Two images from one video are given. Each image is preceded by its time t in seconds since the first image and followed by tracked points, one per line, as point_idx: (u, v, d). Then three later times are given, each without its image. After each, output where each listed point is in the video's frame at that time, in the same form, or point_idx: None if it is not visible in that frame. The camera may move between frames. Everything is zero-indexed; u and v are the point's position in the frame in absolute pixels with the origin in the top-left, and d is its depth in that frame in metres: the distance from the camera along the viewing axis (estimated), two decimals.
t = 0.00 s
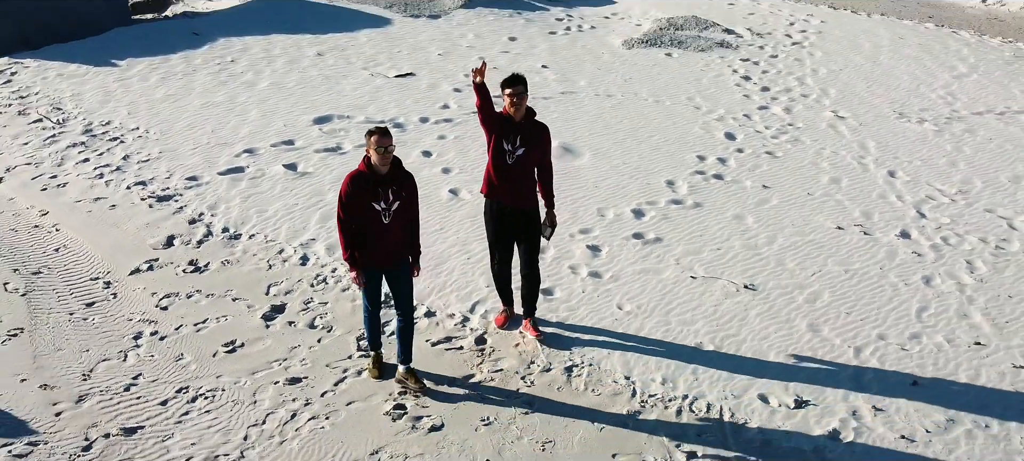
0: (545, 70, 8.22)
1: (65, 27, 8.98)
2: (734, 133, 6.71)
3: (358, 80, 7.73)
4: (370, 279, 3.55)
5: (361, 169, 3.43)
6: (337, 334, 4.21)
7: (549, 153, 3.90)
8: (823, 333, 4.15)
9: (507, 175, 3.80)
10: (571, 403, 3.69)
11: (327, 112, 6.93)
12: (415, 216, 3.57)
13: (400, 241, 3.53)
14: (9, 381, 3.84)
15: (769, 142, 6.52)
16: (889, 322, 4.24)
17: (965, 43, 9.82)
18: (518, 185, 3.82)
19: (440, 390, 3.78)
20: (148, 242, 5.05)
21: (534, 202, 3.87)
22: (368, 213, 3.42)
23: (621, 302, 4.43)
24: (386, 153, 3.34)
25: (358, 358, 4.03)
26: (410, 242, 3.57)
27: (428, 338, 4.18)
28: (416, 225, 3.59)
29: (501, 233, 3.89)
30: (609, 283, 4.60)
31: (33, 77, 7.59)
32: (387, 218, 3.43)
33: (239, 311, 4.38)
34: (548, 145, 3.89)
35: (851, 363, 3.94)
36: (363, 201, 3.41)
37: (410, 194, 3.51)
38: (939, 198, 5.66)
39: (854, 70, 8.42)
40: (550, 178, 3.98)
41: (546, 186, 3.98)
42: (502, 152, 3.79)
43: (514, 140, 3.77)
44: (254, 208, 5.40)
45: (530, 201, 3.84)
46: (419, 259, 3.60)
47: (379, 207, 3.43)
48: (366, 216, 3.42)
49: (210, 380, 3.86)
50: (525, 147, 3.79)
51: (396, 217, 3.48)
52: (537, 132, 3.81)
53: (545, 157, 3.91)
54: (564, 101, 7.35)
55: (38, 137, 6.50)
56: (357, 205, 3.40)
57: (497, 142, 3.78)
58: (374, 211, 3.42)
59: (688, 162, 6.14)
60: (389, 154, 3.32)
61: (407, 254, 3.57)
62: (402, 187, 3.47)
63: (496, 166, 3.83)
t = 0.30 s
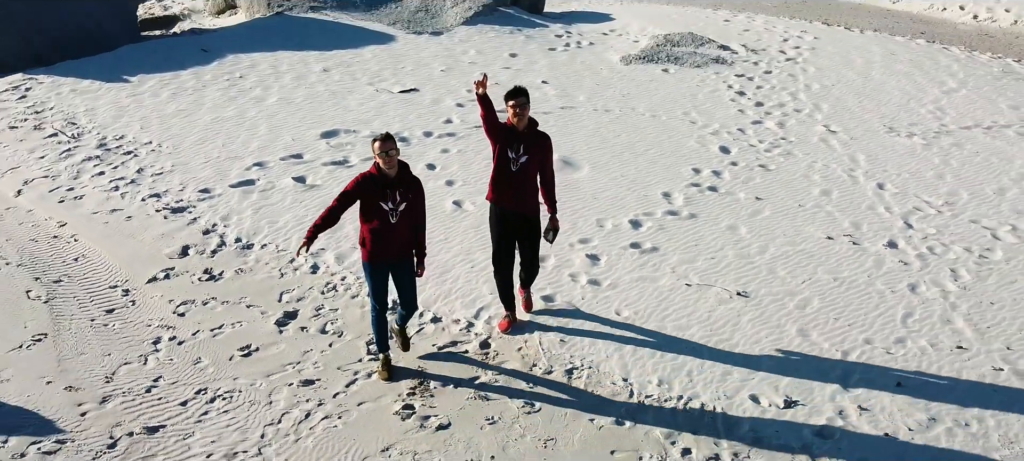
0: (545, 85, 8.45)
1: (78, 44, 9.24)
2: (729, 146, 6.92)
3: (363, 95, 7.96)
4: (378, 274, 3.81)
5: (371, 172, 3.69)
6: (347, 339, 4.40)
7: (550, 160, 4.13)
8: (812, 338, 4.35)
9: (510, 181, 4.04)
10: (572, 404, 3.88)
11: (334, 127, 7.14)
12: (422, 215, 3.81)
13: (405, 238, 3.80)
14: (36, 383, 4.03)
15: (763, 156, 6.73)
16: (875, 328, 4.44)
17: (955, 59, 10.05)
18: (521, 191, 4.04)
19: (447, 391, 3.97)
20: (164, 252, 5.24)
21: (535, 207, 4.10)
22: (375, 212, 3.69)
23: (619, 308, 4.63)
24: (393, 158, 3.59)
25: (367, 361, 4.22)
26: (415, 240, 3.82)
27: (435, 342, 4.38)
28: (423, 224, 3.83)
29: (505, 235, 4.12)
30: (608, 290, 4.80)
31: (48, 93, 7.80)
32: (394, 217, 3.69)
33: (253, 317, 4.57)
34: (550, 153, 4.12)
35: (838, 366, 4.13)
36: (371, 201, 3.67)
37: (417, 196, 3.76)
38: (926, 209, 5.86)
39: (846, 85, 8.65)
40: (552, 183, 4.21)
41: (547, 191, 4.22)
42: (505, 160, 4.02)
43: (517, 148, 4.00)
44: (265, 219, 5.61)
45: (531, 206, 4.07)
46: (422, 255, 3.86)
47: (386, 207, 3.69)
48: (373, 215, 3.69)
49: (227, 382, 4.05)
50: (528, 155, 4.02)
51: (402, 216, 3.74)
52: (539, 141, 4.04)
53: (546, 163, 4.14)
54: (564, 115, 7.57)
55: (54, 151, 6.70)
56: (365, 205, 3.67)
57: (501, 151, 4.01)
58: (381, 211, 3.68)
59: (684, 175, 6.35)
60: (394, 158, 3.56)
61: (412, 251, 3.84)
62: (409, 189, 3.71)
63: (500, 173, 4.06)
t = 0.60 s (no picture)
0: (545, 100, 8.69)
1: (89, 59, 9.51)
2: (723, 160, 7.15)
3: (368, 110, 8.19)
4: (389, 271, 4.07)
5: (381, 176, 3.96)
6: (357, 343, 4.61)
7: (554, 166, 4.36)
8: (800, 342, 4.56)
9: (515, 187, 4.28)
10: (572, 404, 4.09)
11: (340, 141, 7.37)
12: (428, 216, 4.07)
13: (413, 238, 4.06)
14: (62, 385, 4.25)
15: (755, 169, 6.96)
16: (860, 332, 4.66)
17: (944, 74, 10.29)
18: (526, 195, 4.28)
19: (453, 392, 4.18)
20: (180, 261, 5.46)
21: (540, 210, 4.34)
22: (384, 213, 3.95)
23: (617, 313, 4.85)
24: (399, 164, 3.86)
25: (377, 364, 4.42)
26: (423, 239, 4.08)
27: (440, 347, 4.59)
28: (429, 224, 4.10)
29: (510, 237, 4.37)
30: (605, 297, 5.02)
31: (62, 108, 8.02)
32: (402, 219, 3.94)
33: (267, 323, 4.79)
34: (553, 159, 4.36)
35: (825, 368, 4.34)
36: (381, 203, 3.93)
37: (423, 198, 4.03)
38: (912, 220, 6.09)
39: (837, 100, 8.89)
40: (557, 187, 4.44)
41: (552, 194, 4.45)
42: (511, 167, 4.26)
43: (522, 155, 4.24)
44: (276, 230, 5.83)
45: (536, 209, 4.31)
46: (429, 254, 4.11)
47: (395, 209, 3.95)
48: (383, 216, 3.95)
49: (243, 384, 4.26)
50: (532, 162, 4.26)
51: (410, 217, 4.00)
52: (542, 148, 4.29)
53: (550, 169, 4.38)
54: (563, 130, 7.81)
55: (70, 164, 6.91)
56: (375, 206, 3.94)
57: (507, 158, 4.25)
58: (391, 213, 3.94)
59: (679, 187, 6.58)
60: (399, 164, 3.83)
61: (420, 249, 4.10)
62: (416, 191, 3.98)
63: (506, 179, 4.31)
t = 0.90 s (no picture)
0: (543, 115, 8.95)
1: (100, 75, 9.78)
2: (715, 173, 7.40)
3: (372, 125, 8.44)
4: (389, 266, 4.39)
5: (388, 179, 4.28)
6: (363, 348, 4.83)
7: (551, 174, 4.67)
8: (786, 347, 4.79)
9: (513, 191, 4.58)
10: (568, 405, 4.32)
11: (345, 155, 7.62)
12: (429, 218, 4.36)
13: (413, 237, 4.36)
14: (83, 388, 4.47)
15: (746, 182, 7.21)
16: (843, 338, 4.88)
17: (933, 89, 10.53)
18: (522, 200, 4.58)
19: (455, 394, 4.40)
20: (192, 270, 5.69)
21: (536, 214, 4.64)
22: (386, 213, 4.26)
23: (611, 320, 5.07)
24: (405, 169, 4.16)
25: (382, 367, 4.64)
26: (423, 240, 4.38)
27: (443, 350, 4.82)
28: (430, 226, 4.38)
29: (507, 238, 4.68)
30: (601, 304, 5.24)
31: (75, 123, 8.26)
32: (403, 218, 4.24)
33: (277, 329, 5.01)
34: (551, 168, 4.66)
35: (809, 371, 4.57)
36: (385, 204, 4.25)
37: (424, 201, 4.33)
38: (896, 231, 6.32)
39: (827, 115, 9.15)
40: (554, 195, 4.74)
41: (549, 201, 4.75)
42: (510, 173, 4.57)
43: (520, 163, 4.55)
44: (284, 241, 6.06)
45: (532, 214, 4.61)
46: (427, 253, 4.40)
47: (397, 210, 4.25)
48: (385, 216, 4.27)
49: (255, 387, 4.49)
50: (530, 169, 4.57)
51: (411, 218, 4.30)
52: (540, 157, 4.59)
53: (548, 177, 4.68)
54: (560, 144, 8.05)
55: (84, 178, 7.15)
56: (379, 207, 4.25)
57: (505, 166, 4.56)
58: (392, 214, 4.24)
59: (673, 199, 6.82)
60: (404, 169, 4.13)
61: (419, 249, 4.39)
62: (418, 195, 4.29)
63: (505, 185, 4.61)
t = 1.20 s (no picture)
0: (541, 130, 9.22)
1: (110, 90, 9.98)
2: (707, 186, 7.66)
3: (375, 140, 8.69)
4: (390, 267, 4.75)
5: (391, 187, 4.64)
6: (370, 352, 5.07)
7: (542, 184, 5.05)
8: (772, 351, 5.03)
9: (507, 200, 4.97)
10: (565, 405, 4.56)
11: (349, 169, 7.87)
12: (428, 223, 4.71)
13: (413, 241, 4.72)
14: (103, 390, 4.70)
15: (737, 195, 7.46)
16: (827, 342, 5.12)
17: (921, 104, 10.80)
18: (515, 207, 4.96)
19: (458, 395, 4.64)
20: (204, 279, 5.93)
21: (529, 221, 5.03)
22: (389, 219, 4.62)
23: (606, 326, 5.30)
24: (406, 178, 4.52)
25: (388, 370, 4.88)
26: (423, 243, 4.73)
27: (446, 354, 5.06)
28: (429, 231, 4.73)
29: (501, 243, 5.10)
30: (596, 311, 5.48)
31: (87, 137, 8.50)
32: (403, 223, 4.60)
33: (287, 335, 5.25)
34: (542, 178, 5.05)
35: (794, 374, 4.81)
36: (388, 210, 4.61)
37: (423, 207, 4.67)
38: (881, 241, 6.56)
39: (817, 130, 9.42)
40: (545, 204, 5.11)
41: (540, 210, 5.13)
42: (503, 183, 4.96)
43: (513, 173, 4.95)
44: (292, 251, 6.31)
45: (523, 220, 4.99)
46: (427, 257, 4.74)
47: (399, 215, 4.61)
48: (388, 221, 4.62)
49: (267, 389, 4.72)
50: (522, 179, 4.96)
51: (411, 223, 4.65)
52: (531, 168, 4.99)
53: (539, 186, 5.06)
54: (558, 158, 8.31)
55: (97, 190, 7.39)
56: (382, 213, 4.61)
57: (499, 176, 4.97)
58: (394, 218, 4.60)
59: (666, 211, 7.07)
60: (406, 177, 4.50)
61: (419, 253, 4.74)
62: (419, 202, 4.64)
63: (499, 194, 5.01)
